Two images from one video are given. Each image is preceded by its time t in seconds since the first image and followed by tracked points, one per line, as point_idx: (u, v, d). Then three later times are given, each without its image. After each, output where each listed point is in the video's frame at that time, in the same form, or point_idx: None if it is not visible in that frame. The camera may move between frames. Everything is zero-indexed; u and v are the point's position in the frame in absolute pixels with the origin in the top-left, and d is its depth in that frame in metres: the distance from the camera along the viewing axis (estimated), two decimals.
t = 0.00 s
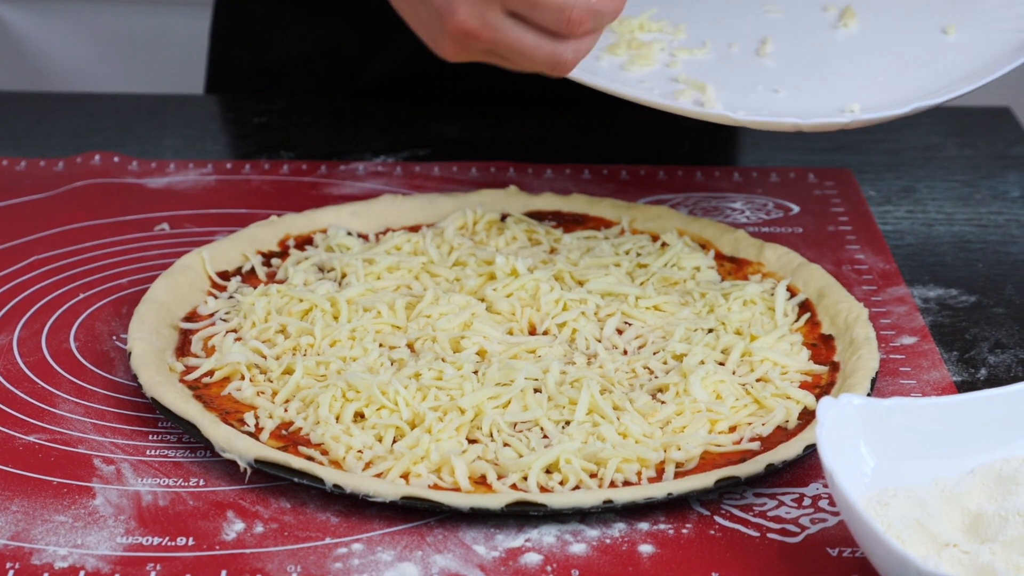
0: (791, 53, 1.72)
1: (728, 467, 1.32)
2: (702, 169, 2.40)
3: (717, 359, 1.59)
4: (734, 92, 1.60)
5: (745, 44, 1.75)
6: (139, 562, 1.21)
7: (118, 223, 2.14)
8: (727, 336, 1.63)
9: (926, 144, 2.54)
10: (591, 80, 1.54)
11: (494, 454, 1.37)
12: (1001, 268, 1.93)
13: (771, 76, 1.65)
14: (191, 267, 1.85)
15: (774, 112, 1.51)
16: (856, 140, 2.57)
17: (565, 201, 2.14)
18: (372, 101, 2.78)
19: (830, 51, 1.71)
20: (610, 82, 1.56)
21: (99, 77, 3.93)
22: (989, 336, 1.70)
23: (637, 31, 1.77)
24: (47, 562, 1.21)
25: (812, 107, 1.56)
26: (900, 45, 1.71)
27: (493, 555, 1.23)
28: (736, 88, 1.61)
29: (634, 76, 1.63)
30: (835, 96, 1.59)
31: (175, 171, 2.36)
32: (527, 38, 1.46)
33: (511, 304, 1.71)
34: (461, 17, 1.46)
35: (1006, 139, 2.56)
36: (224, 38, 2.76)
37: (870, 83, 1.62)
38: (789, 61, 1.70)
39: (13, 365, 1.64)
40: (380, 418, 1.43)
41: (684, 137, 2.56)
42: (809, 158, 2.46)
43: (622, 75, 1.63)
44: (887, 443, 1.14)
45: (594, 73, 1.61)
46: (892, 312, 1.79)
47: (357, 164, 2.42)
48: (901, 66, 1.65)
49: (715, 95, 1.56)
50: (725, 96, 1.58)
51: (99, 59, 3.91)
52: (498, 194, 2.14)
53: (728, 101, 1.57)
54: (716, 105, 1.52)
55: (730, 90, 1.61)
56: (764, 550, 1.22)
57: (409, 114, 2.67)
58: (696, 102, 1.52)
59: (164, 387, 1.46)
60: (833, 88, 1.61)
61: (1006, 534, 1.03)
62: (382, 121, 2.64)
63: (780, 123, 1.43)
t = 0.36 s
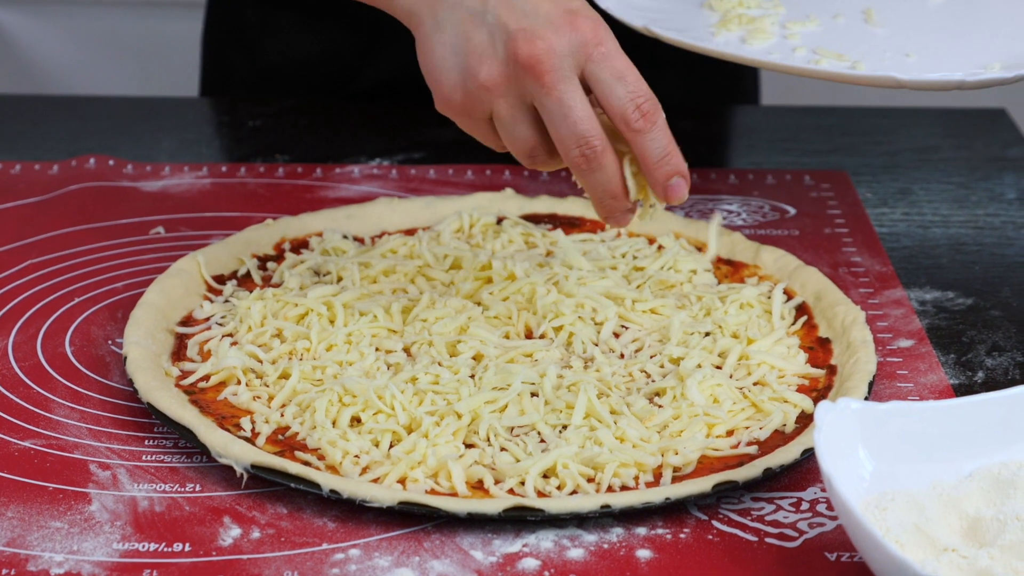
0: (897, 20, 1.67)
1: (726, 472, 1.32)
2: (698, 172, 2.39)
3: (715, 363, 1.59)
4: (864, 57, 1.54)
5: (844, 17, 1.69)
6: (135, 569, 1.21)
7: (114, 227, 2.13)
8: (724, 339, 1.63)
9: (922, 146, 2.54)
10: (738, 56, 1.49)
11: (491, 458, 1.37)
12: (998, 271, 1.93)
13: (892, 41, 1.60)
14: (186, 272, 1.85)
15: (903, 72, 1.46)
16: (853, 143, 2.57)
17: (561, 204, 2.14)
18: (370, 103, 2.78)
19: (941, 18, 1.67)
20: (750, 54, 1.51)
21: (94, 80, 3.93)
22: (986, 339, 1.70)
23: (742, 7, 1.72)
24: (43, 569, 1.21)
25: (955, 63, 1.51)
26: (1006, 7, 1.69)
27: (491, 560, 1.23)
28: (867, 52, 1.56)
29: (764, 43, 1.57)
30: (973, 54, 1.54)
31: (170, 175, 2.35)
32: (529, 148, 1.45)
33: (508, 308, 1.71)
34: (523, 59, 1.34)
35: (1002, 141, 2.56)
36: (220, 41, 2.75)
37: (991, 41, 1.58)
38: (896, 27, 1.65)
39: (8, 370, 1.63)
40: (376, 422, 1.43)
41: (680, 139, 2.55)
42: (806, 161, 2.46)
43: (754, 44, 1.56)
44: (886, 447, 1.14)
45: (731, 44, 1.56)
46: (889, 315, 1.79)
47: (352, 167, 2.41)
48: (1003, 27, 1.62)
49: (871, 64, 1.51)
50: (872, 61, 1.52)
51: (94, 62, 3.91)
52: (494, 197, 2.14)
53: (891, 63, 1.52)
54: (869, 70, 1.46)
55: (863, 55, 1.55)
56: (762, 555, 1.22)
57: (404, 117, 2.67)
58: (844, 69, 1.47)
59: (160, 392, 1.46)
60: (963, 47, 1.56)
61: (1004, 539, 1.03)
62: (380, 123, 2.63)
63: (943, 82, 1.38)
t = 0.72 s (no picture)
0: (931, 11, 1.60)
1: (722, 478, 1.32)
2: (694, 178, 2.40)
3: (711, 369, 1.59)
4: (910, 45, 1.46)
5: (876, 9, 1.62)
6: None
7: (109, 233, 2.13)
8: (720, 346, 1.63)
9: (918, 152, 2.55)
10: (784, 44, 1.38)
11: (487, 465, 1.37)
12: (995, 277, 1.93)
13: (931, 29, 1.52)
14: (182, 278, 1.84)
15: (955, 58, 1.37)
16: (849, 148, 2.57)
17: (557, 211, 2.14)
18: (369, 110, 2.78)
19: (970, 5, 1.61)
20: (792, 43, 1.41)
21: (89, 86, 3.93)
22: (982, 345, 1.70)
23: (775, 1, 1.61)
24: None
25: (997, 46, 1.44)
26: None
27: (487, 567, 1.22)
28: (909, 41, 1.47)
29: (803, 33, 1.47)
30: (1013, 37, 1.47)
31: (165, 181, 2.35)
32: (531, 171, 1.32)
33: (504, 314, 1.71)
34: (537, 80, 1.28)
35: (998, 147, 2.56)
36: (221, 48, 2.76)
37: None
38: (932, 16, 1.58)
39: (3, 377, 1.62)
40: (372, 429, 1.43)
41: (676, 145, 2.55)
42: (802, 167, 2.46)
43: (797, 34, 1.46)
44: (883, 453, 1.14)
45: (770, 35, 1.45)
46: (885, 321, 1.79)
47: (348, 173, 2.41)
48: None
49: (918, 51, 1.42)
50: (919, 49, 1.43)
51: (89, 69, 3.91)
52: (490, 203, 2.13)
53: (932, 51, 1.43)
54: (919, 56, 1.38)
55: (907, 43, 1.46)
56: (759, 562, 1.22)
57: (400, 123, 2.67)
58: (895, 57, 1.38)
59: (156, 399, 1.45)
60: (1001, 31, 1.50)
61: (1001, 545, 1.03)
62: (376, 129, 2.63)
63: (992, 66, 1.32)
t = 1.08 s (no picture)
0: (935, 25, 1.59)
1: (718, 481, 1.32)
2: (689, 181, 2.40)
3: (707, 372, 1.59)
4: (917, 60, 1.45)
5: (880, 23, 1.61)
6: None
7: (104, 238, 2.13)
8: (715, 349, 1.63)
9: (913, 154, 2.55)
10: (792, 63, 1.37)
11: (483, 468, 1.37)
12: (990, 279, 1.94)
13: (936, 43, 1.52)
14: (177, 282, 1.84)
15: (962, 73, 1.36)
16: (844, 152, 2.57)
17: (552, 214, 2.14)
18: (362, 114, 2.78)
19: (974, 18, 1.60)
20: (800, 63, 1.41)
21: (84, 92, 3.93)
22: (978, 347, 1.70)
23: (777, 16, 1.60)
24: None
25: (1003, 62, 1.43)
26: None
27: (483, 570, 1.22)
28: (915, 56, 1.47)
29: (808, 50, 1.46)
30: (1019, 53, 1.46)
31: (160, 185, 2.35)
32: (479, 176, 1.76)
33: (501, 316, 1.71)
34: (465, 98, 1.81)
35: (993, 149, 2.57)
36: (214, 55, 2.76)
37: None
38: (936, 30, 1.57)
39: None
40: (368, 433, 1.43)
41: (671, 148, 2.56)
42: (797, 170, 2.47)
43: (803, 52, 1.46)
44: (879, 455, 1.14)
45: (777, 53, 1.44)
46: (880, 324, 1.79)
47: (343, 177, 2.41)
48: None
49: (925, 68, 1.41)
50: (926, 64, 1.43)
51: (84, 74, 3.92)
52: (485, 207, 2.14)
53: (939, 67, 1.42)
54: (925, 73, 1.37)
55: (913, 59, 1.46)
56: (755, 564, 1.22)
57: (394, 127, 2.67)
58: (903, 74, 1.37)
59: (151, 403, 1.45)
60: (1007, 45, 1.50)
61: (997, 548, 1.03)
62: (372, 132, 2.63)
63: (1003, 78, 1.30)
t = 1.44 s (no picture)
0: (921, 20, 1.60)
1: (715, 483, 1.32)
2: (684, 183, 2.40)
3: (702, 374, 1.59)
4: (903, 55, 1.46)
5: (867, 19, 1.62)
6: None
7: (99, 239, 2.12)
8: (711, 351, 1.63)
9: (908, 156, 2.56)
10: (778, 62, 1.38)
11: (480, 470, 1.37)
12: (985, 281, 1.94)
13: (923, 39, 1.53)
14: (172, 284, 1.84)
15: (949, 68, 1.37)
16: (838, 154, 2.58)
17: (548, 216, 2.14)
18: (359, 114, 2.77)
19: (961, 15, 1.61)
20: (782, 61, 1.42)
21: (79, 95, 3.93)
22: (973, 349, 1.70)
23: (764, 16, 1.60)
24: None
25: (989, 55, 1.44)
26: None
27: (480, 572, 1.22)
28: (903, 51, 1.48)
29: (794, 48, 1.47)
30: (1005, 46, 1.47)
31: (155, 187, 2.34)
32: (462, 158, 1.75)
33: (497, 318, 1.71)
34: (422, 96, 1.81)
35: (988, 151, 2.58)
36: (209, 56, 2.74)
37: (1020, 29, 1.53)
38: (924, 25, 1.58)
39: None
40: (364, 434, 1.43)
41: (667, 150, 2.56)
42: (792, 172, 2.47)
43: (789, 51, 1.46)
44: (876, 457, 1.14)
45: (762, 52, 1.45)
46: (875, 326, 1.79)
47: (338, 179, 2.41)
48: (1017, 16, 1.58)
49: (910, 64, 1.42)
50: (913, 59, 1.44)
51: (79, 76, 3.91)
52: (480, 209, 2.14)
53: (923, 63, 1.43)
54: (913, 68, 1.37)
55: (900, 54, 1.47)
56: (752, 566, 1.22)
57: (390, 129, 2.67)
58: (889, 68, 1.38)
59: (147, 404, 1.45)
60: (994, 38, 1.51)
61: (994, 548, 1.04)
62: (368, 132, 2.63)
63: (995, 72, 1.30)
